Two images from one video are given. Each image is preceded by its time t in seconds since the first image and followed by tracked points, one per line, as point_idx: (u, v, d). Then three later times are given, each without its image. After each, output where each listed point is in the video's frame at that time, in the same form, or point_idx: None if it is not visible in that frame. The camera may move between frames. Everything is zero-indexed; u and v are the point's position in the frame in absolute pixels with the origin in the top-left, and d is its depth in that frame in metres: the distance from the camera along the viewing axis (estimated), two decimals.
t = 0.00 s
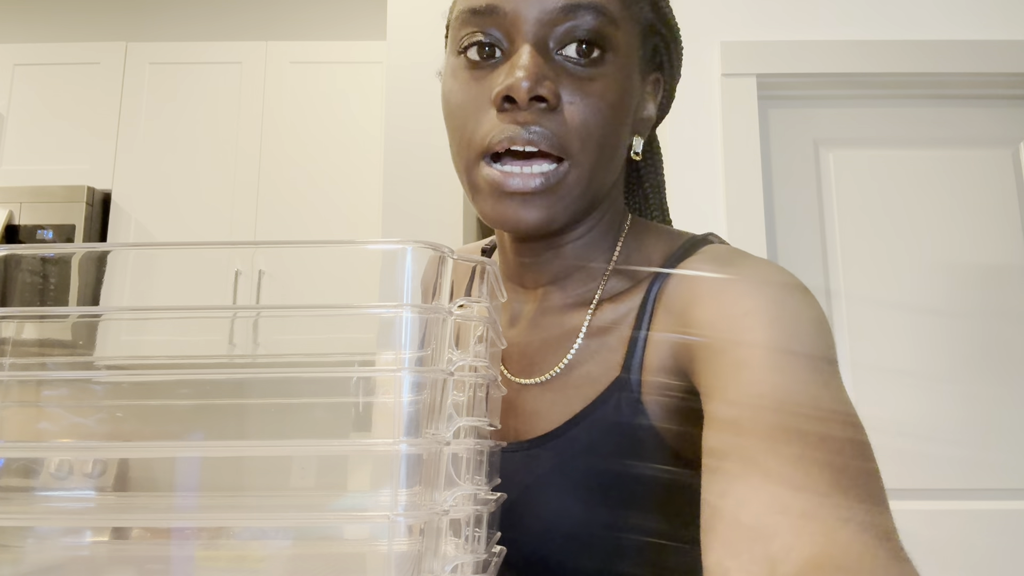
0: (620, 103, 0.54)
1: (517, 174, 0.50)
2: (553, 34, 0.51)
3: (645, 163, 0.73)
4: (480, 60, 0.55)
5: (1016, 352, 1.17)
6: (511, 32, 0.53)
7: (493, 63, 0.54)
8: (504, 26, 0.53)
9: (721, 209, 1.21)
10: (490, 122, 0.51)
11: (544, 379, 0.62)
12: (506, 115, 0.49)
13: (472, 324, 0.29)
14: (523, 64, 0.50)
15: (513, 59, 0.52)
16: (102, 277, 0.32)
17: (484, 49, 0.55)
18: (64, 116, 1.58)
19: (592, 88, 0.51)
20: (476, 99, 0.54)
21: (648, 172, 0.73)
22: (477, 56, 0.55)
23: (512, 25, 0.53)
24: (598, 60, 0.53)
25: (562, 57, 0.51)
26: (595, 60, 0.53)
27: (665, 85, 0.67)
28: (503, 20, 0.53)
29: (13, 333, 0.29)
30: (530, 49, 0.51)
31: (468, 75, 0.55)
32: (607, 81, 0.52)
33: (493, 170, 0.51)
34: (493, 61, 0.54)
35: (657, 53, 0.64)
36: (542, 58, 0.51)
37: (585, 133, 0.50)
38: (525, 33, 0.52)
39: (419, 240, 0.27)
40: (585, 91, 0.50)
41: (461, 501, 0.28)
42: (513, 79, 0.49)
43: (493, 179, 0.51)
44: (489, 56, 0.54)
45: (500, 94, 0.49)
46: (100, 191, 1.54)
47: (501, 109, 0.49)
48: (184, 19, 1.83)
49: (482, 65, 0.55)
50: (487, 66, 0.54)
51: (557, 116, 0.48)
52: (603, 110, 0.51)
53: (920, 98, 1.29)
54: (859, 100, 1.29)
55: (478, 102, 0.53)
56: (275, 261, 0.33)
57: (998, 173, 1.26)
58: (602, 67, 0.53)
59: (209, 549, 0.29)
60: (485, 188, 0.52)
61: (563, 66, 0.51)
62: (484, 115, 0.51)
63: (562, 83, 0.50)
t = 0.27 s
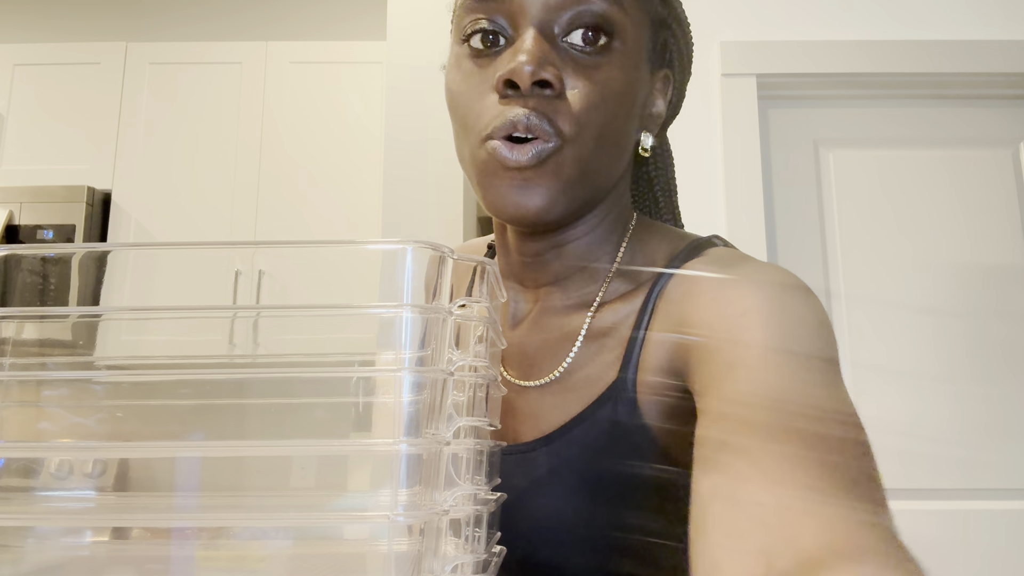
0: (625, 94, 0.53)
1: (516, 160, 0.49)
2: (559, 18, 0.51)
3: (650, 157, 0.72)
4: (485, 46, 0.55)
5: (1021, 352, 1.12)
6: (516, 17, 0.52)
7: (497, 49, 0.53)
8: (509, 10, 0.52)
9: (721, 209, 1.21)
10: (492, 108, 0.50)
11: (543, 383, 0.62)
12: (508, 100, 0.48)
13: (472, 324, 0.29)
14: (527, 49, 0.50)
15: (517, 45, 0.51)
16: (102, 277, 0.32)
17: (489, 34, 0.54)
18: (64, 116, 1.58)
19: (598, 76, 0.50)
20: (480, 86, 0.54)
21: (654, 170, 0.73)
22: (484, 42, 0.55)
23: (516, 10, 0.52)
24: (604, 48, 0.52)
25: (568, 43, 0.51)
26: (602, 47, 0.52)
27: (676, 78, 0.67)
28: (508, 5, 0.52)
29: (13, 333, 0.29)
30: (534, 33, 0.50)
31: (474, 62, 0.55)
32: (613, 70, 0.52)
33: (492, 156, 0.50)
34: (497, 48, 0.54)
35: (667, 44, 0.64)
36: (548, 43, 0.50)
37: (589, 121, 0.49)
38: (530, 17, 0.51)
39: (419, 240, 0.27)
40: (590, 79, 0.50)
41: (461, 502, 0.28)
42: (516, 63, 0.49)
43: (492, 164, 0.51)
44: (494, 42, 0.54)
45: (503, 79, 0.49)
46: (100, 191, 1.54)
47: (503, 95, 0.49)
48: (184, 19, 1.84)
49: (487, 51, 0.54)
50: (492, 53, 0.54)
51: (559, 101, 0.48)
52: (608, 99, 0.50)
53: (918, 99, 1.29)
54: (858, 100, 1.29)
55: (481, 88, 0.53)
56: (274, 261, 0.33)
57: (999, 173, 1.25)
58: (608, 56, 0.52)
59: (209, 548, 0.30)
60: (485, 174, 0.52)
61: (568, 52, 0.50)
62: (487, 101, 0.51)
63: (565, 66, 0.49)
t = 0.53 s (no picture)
0: (615, 90, 0.53)
1: (519, 172, 0.50)
2: (537, 29, 0.50)
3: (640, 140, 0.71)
4: (466, 65, 0.54)
5: None
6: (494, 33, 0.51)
7: (478, 67, 0.53)
8: (484, 26, 0.51)
9: (720, 208, 1.22)
10: (485, 127, 0.51)
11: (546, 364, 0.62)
12: (501, 120, 0.49)
13: (472, 324, 0.29)
14: (511, 66, 0.50)
15: (499, 62, 0.51)
16: (102, 278, 0.32)
17: (467, 53, 0.54)
18: (64, 116, 1.58)
19: (585, 80, 0.50)
20: (466, 107, 0.53)
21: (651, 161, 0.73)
22: (462, 62, 0.54)
23: (492, 25, 0.51)
24: (587, 49, 0.51)
25: (548, 53, 0.51)
26: (584, 50, 0.51)
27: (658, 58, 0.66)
28: (483, 22, 0.51)
29: (13, 333, 0.29)
30: (515, 49, 0.50)
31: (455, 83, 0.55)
32: (598, 70, 0.51)
33: (495, 171, 0.51)
34: (479, 65, 0.53)
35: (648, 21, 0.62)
36: (529, 57, 0.50)
37: (584, 125, 0.50)
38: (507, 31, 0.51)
39: (419, 240, 0.27)
40: (578, 86, 0.50)
41: (461, 502, 0.28)
42: (502, 82, 0.49)
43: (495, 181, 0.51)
44: (475, 60, 0.53)
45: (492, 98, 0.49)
46: (100, 191, 1.54)
47: (495, 114, 0.49)
48: (184, 18, 1.83)
49: (468, 69, 0.54)
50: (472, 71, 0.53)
51: (552, 114, 0.48)
52: (599, 101, 0.51)
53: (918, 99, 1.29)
54: (859, 100, 1.29)
55: (469, 106, 0.53)
56: (274, 260, 0.33)
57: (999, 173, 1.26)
58: (591, 56, 0.52)
59: (209, 549, 0.29)
60: (489, 189, 0.52)
61: (551, 63, 0.50)
62: (478, 121, 0.52)
63: (552, 77, 0.49)
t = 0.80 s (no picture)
0: (589, 109, 0.57)
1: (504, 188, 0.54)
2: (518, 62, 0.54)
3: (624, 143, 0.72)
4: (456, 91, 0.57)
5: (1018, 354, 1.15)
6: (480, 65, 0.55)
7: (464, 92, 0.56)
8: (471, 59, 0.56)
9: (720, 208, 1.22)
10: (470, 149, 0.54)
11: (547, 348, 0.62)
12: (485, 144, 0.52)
13: (472, 323, 0.29)
14: (495, 94, 0.53)
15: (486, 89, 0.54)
16: (102, 278, 0.32)
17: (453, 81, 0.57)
18: (63, 116, 1.58)
19: (561, 106, 0.54)
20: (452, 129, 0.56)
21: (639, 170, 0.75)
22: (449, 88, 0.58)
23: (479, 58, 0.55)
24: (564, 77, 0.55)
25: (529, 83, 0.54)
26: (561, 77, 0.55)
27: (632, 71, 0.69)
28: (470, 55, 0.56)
29: (13, 333, 0.29)
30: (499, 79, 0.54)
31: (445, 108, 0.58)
32: (573, 95, 0.55)
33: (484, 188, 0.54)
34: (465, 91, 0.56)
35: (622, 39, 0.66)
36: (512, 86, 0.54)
37: (561, 146, 0.53)
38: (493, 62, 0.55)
39: (419, 240, 0.27)
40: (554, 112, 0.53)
41: (460, 502, 0.28)
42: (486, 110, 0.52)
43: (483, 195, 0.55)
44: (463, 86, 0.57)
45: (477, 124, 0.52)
46: (100, 191, 1.54)
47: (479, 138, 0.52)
48: (184, 18, 1.84)
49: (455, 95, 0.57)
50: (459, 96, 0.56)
51: (531, 138, 0.52)
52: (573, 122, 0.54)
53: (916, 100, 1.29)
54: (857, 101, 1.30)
55: (456, 129, 0.56)
56: (275, 260, 0.33)
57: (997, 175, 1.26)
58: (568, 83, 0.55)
59: (209, 548, 0.29)
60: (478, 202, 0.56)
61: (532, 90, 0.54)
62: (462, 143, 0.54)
63: (532, 104, 0.52)
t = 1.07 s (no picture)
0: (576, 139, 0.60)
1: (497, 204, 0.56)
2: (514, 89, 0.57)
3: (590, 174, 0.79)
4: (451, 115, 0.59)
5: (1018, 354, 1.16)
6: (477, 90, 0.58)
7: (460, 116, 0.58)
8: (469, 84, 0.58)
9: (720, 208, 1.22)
10: (468, 169, 0.55)
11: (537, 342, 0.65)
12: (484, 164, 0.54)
13: (472, 323, 0.29)
14: (492, 118, 0.55)
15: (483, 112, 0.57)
16: (102, 277, 0.32)
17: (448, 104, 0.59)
18: (63, 116, 1.58)
19: (552, 131, 0.56)
20: (447, 149, 0.57)
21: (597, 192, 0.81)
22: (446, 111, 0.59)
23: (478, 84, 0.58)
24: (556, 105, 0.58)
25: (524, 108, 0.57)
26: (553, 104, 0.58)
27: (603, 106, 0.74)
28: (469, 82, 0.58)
29: (13, 333, 0.29)
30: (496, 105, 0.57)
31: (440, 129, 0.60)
32: (564, 121, 0.58)
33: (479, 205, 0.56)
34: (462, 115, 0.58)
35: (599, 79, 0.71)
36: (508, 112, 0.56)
37: (553, 170, 0.56)
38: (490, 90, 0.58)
39: (420, 240, 0.27)
40: (547, 136, 0.56)
41: (460, 501, 0.28)
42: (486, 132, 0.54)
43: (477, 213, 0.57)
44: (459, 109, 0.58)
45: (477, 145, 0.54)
46: (100, 191, 1.54)
47: (478, 158, 0.54)
48: (184, 18, 1.84)
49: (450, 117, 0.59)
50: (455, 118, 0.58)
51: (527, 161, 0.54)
52: (563, 146, 0.57)
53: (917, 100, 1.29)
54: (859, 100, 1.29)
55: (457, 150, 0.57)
56: (276, 260, 0.33)
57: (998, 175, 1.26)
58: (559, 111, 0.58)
59: (209, 548, 0.29)
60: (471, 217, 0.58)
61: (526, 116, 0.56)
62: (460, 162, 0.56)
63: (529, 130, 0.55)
